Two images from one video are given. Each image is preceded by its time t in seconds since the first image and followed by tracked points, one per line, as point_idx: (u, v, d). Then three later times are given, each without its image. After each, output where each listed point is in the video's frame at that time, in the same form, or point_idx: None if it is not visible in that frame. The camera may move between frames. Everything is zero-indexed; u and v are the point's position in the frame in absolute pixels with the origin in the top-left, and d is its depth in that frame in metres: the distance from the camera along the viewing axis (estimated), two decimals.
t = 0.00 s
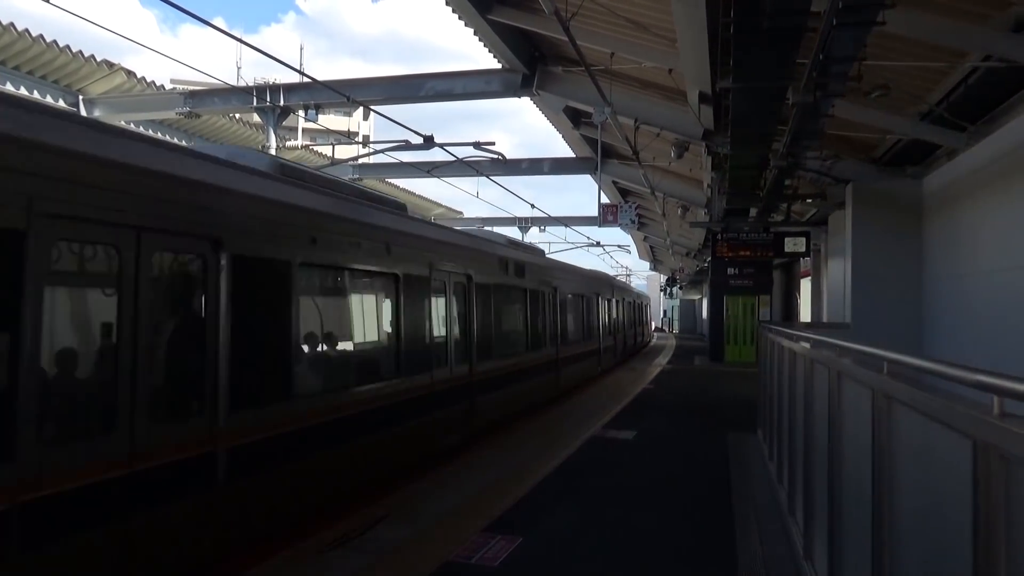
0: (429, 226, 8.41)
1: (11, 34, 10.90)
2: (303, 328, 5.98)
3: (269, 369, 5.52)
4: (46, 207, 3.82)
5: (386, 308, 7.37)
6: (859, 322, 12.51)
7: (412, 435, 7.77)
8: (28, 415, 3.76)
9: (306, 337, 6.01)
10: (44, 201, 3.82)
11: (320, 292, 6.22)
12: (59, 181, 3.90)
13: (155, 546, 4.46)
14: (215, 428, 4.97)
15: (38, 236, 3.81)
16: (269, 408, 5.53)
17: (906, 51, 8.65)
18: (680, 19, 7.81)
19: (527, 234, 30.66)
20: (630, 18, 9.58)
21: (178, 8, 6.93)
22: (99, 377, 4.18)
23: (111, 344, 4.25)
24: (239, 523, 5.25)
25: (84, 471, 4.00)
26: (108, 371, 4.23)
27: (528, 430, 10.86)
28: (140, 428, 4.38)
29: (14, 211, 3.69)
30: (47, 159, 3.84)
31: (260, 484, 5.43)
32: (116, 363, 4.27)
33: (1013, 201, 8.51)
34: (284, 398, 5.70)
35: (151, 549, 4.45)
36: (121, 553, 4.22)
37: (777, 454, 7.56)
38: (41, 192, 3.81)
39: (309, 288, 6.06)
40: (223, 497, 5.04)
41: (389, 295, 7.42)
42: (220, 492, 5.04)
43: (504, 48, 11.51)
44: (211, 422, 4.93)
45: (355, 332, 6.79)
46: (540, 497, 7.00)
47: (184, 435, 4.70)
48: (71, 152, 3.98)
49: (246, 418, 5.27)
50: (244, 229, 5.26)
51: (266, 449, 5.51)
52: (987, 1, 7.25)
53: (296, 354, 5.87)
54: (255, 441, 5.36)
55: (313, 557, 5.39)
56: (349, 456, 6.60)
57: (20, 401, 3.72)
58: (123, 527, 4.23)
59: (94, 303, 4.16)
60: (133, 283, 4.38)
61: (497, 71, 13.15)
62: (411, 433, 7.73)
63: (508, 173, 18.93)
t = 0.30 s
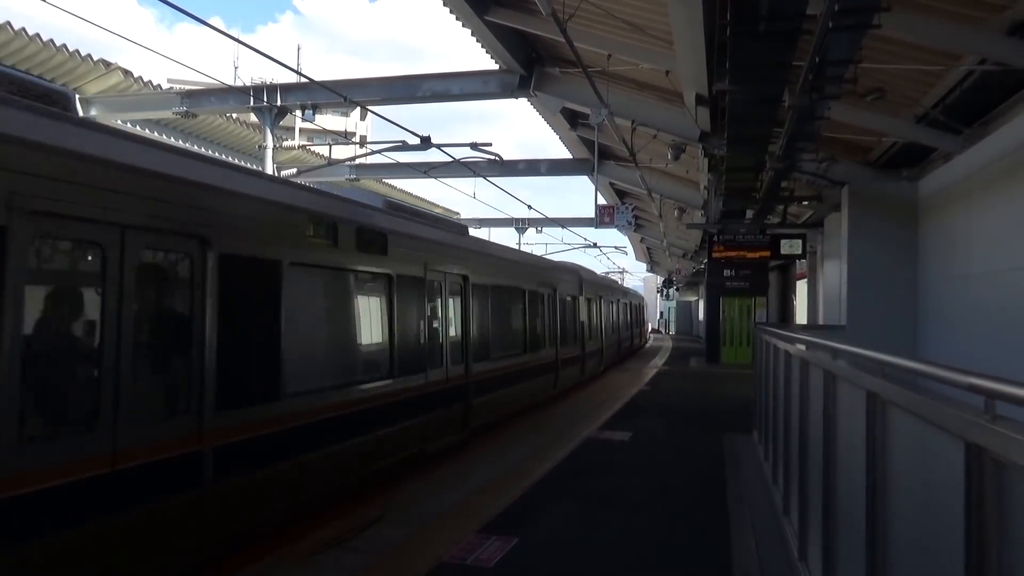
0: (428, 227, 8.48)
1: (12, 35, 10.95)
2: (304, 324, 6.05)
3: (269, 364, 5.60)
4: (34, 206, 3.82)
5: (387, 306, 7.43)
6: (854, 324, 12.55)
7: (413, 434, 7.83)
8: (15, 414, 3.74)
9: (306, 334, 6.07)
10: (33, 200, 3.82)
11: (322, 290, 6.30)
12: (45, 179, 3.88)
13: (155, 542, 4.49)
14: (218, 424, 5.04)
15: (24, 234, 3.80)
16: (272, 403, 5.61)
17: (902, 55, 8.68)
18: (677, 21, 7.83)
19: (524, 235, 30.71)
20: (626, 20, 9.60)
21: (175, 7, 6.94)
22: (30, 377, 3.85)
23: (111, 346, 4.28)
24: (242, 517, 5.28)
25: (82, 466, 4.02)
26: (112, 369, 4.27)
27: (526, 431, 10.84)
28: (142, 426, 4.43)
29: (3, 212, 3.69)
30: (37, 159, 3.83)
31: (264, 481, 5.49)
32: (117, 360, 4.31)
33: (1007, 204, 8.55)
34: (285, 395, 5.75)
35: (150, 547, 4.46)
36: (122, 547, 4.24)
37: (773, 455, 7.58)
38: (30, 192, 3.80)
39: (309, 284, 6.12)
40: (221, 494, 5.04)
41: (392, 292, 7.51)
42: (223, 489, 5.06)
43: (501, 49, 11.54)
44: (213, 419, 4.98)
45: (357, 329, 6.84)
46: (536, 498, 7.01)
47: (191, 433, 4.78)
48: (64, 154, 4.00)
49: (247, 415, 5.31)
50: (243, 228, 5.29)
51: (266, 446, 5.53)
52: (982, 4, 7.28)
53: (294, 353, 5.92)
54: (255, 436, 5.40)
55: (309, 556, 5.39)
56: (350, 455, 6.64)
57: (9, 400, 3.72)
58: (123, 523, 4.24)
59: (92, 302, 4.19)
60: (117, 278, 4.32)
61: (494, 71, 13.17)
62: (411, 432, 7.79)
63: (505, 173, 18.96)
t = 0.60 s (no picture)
0: (429, 227, 8.48)
1: (10, 31, 10.87)
2: (303, 323, 6.05)
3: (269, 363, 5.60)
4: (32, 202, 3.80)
5: (387, 305, 7.45)
6: (853, 325, 12.56)
7: (411, 434, 7.84)
8: (13, 410, 3.73)
9: (306, 333, 6.08)
10: (31, 196, 3.80)
11: (321, 290, 6.30)
12: (44, 176, 3.86)
13: (152, 540, 4.48)
14: (218, 421, 5.04)
15: (22, 231, 3.78)
16: (272, 401, 5.61)
17: (902, 56, 8.67)
18: (678, 20, 7.81)
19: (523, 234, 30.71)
20: (627, 20, 9.58)
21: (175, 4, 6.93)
22: None
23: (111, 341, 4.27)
24: (239, 514, 5.29)
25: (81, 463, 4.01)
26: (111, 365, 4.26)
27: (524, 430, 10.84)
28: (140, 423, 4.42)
29: (3, 209, 3.68)
30: (34, 156, 3.81)
31: (262, 479, 5.49)
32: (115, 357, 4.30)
33: (1006, 206, 8.56)
34: (284, 393, 5.75)
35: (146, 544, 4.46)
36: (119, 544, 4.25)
37: (770, 455, 7.58)
38: (29, 188, 3.79)
39: (309, 283, 6.13)
40: (219, 492, 5.04)
41: (391, 292, 7.52)
42: (221, 487, 5.06)
43: (501, 48, 11.52)
44: (212, 417, 4.97)
45: (357, 328, 6.85)
46: (534, 498, 7.00)
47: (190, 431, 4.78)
48: (63, 150, 3.98)
49: (247, 413, 5.31)
50: (243, 226, 5.29)
51: (265, 443, 5.53)
52: (984, 5, 7.26)
53: (294, 352, 5.92)
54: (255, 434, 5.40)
55: (306, 554, 5.38)
56: (349, 454, 6.65)
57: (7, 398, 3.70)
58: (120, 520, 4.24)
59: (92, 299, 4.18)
60: (116, 275, 4.31)
61: (495, 71, 13.16)
62: (410, 432, 7.81)
63: (505, 173, 18.96)
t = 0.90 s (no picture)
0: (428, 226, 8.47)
1: (11, 28, 10.87)
2: (305, 323, 6.05)
3: (271, 362, 5.59)
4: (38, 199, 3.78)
5: (389, 304, 7.44)
6: (854, 324, 12.53)
7: (412, 433, 7.84)
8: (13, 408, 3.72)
9: (308, 333, 6.06)
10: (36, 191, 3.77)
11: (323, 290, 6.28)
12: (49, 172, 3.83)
13: (154, 538, 4.47)
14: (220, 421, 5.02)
15: (23, 226, 3.73)
16: (274, 401, 5.60)
17: (904, 53, 8.65)
18: (680, 17, 7.78)
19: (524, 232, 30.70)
20: (629, 17, 9.55)
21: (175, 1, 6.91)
22: None
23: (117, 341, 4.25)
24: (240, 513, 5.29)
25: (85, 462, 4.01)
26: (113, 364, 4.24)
27: (524, 429, 10.83)
28: (142, 421, 4.40)
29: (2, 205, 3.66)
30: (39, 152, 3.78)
31: (262, 480, 5.47)
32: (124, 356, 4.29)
33: (1009, 204, 8.53)
34: (285, 394, 5.74)
35: (146, 543, 4.45)
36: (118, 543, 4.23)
37: (772, 453, 7.56)
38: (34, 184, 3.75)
39: (313, 283, 6.13)
40: (221, 490, 5.04)
41: (391, 290, 7.50)
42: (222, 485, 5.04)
43: (502, 45, 11.49)
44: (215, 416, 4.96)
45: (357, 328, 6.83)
46: (535, 496, 6.99)
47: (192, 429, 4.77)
48: (69, 147, 3.95)
49: (247, 411, 5.29)
50: (245, 224, 5.27)
51: (267, 442, 5.52)
52: (987, 2, 7.23)
53: (297, 351, 5.92)
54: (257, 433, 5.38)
55: (307, 552, 5.36)
56: (349, 455, 6.64)
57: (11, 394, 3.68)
58: (121, 519, 4.23)
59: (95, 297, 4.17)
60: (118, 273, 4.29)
61: (496, 68, 13.14)
62: (410, 431, 7.81)
63: (506, 170, 18.94)
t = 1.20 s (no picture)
0: (430, 223, 8.44)
1: (12, 27, 10.89)
2: (308, 321, 6.02)
3: (272, 359, 5.57)
4: (39, 198, 3.77)
5: (390, 302, 7.42)
6: (856, 322, 12.51)
7: (412, 430, 7.81)
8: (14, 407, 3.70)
9: (310, 331, 6.04)
10: (36, 190, 3.75)
11: (326, 287, 6.25)
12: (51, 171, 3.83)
13: (156, 537, 4.46)
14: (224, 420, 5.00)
15: (24, 225, 3.73)
16: (276, 398, 5.58)
17: (907, 50, 8.62)
18: (681, 14, 7.74)
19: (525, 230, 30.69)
20: (631, 14, 9.53)
21: None
22: None
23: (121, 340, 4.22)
24: (241, 511, 5.28)
25: (91, 462, 3.99)
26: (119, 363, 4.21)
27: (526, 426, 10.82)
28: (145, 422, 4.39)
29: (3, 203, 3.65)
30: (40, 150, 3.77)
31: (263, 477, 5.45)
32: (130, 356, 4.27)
33: (1012, 202, 8.50)
34: (288, 391, 5.72)
35: (148, 541, 4.44)
36: (120, 541, 4.22)
37: (774, 452, 7.54)
38: (36, 184, 3.75)
39: (316, 280, 6.11)
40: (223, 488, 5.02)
41: (391, 287, 7.46)
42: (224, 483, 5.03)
43: (504, 42, 11.47)
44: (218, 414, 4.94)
45: (360, 325, 6.81)
46: (536, 494, 6.98)
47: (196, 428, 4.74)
48: (71, 144, 3.94)
49: (248, 409, 5.27)
50: (246, 222, 5.25)
51: (270, 440, 5.50)
52: None
53: (298, 349, 5.91)
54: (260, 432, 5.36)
55: (308, 550, 5.35)
56: (349, 453, 6.61)
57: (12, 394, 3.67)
58: (124, 517, 4.22)
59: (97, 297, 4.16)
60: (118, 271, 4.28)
61: (497, 66, 13.12)
62: (410, 429, 7.79)
63: (507, 168, 18.93)
